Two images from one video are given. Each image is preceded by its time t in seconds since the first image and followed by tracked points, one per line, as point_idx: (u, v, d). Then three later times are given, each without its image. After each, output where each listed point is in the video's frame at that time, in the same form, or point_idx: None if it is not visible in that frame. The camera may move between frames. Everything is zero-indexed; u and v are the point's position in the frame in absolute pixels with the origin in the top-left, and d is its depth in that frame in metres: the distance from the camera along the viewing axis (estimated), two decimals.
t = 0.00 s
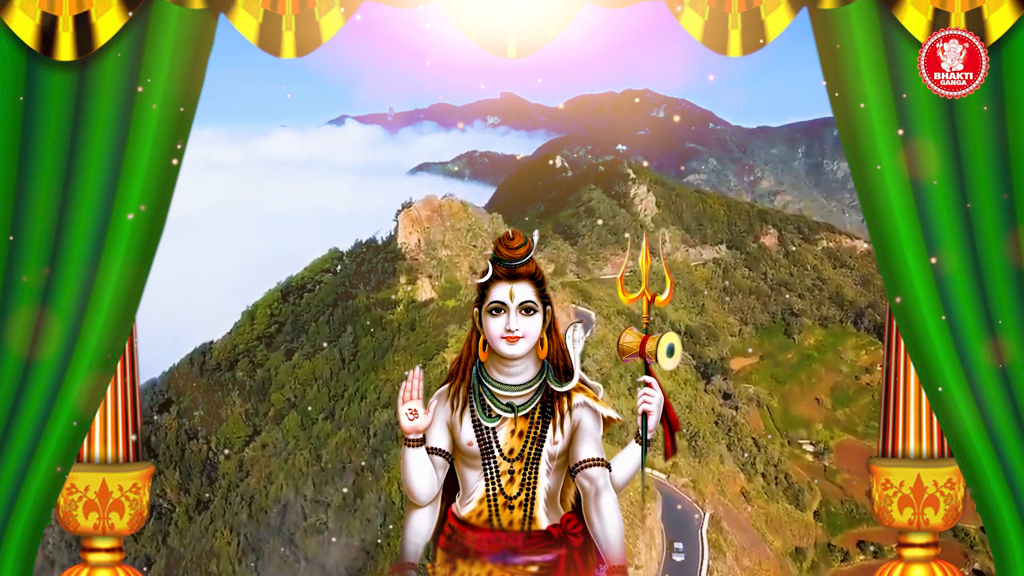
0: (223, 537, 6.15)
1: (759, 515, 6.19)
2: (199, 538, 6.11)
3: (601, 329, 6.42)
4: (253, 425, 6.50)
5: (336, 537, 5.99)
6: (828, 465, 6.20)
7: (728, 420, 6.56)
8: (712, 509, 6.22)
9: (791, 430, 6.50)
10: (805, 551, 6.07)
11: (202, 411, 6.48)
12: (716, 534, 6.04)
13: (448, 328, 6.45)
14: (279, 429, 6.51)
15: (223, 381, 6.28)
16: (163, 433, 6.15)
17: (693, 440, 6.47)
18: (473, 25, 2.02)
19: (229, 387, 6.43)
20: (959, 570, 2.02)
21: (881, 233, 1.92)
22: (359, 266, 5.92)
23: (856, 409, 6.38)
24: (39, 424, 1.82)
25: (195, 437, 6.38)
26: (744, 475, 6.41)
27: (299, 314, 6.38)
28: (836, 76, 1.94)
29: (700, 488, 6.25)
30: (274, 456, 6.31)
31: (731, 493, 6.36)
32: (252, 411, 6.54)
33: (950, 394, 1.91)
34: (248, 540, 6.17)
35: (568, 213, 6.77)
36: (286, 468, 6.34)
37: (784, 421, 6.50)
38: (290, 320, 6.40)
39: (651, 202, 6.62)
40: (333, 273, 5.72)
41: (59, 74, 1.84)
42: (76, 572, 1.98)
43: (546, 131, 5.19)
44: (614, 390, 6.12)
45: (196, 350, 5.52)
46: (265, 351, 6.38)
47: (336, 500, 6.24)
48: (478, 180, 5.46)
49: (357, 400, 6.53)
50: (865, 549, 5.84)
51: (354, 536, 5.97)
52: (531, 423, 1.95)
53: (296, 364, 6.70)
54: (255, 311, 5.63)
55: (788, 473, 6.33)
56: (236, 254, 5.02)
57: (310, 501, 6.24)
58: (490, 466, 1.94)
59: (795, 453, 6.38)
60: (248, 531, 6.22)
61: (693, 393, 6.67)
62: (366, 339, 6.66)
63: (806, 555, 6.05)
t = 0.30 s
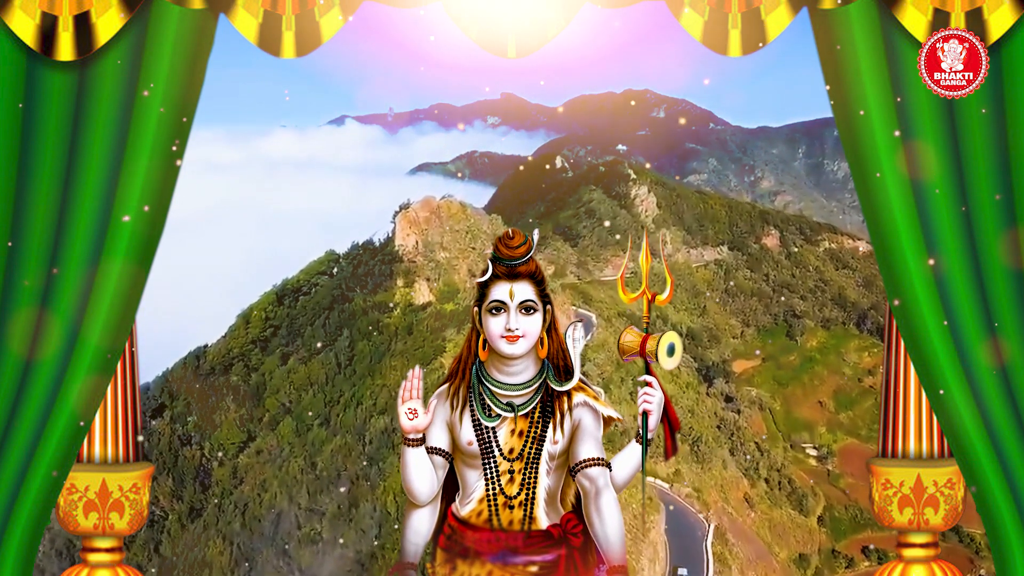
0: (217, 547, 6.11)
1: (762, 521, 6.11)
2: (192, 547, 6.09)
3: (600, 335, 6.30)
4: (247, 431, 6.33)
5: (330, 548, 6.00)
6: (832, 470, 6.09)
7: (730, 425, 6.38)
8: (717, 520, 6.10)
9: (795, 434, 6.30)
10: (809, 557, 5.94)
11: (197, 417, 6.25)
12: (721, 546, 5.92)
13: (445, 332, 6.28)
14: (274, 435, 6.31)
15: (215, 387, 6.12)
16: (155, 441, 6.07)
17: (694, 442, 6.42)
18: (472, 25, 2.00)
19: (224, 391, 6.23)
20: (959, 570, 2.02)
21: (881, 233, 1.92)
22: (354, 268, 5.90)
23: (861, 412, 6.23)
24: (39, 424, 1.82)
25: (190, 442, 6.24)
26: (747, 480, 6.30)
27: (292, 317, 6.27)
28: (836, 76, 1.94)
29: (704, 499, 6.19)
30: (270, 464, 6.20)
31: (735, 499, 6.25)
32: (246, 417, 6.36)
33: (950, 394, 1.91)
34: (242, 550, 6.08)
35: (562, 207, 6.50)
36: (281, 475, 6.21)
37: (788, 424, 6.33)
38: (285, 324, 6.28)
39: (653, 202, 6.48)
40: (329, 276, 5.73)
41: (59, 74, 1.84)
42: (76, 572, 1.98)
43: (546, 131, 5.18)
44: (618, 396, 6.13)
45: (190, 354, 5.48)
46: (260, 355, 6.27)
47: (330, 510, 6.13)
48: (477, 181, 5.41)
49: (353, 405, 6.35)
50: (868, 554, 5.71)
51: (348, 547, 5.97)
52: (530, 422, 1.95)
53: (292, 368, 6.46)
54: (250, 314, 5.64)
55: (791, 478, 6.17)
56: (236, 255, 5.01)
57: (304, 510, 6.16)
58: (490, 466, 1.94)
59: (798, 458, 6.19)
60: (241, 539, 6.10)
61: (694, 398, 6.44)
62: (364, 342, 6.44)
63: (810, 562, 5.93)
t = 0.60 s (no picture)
0: (208, 557, 7.09)
1: (765, 527, 6.49)
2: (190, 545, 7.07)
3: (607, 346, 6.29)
4: (241, 438, 7.43)
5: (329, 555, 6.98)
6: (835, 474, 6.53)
7: (734, 429, 6.97)
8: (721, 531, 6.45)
9: (796, 437, 6.94)
10: (813, 564, 6.35)
11: (189, 423, 7.47)
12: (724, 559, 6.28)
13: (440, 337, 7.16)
14: (268, 442, 7.46)
15: (212, 391, 7.26)
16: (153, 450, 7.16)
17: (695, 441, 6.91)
18: (476, 27, 2.00)
19: (219, 396, 7.38)
20: (959, 570, 2.02)
21: (882, 234, 1.92)
22: (352, 271, 6.88)
23: (860, 415, 6.73)
24: (39, 423, 1.82)
25: (183, 449, 7.39)
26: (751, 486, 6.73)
27: (289, 321, 7.31)
28: (835, 76, 1.94)
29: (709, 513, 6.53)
30: (263, 470, 7.30)
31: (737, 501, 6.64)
32: (241, 422, 7.48)
33: (950, 394, 1.91)
34: (235, 557, 7.10)
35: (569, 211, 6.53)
36: (275, 483, 7.32)
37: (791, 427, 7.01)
38: (281, 332, 7.37)
39: (654, 203, 6.42)
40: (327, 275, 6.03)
41: (59, 74, 1.84)
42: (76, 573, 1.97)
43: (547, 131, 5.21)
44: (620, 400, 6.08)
45: (182, 355, 6.57)
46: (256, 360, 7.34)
47: (325, 521, 7.10)
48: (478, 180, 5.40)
49: (348, 412, 7.27)
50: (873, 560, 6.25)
51: (344, 555, 6.97)
52: (530, 422, 1.95)
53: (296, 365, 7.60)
54: (245, 318, 6.77)
55: (795, 483, 6.61)
56: (235, 256, 5.01)
57: (298, 518, 7.15)
58: (490, 466, 1.94)
59: (801, 461, 6.60)
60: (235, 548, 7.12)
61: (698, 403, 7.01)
62: (360, 347, 7.49)
63: (815, 569, 6.33)
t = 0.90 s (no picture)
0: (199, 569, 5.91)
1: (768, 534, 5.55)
2: (181, 559, 5.96)
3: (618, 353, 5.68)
4: (235, 443, 6.10)
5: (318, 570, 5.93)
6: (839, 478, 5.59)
7: (737, 434, 5.90)
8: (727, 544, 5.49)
9: (800, 442, 5.77)
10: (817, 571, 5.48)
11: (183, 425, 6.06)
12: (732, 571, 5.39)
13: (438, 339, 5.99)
14: (262, 448, 6.06)
15: (204, 397, 5.94)
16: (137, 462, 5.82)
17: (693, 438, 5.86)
18: (476, 27, 2.01)
19: (210, 401, 6.03)
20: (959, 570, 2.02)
21: (882, 232, 1.92)
22: (347, 273, 5.62)
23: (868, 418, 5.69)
24: (39, 423, 1.82)
25: (176, 454, 6.06)
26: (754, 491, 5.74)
27: (283, 322, 5.93)
28: (836, 76, 1.94)
29: (712, 522, 5.64)
30: (257, 478, 5.95)
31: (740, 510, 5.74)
32: (235, 427, 6.13)
33: (950, 394, 1.91)
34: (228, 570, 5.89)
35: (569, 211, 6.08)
36: (268, 491, 6.04)
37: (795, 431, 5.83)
38: (273, 335, 5.97)
39: (654, 204, 6.02)
40: (322, 281, 5.55)
41: (59, 74, 1.84)
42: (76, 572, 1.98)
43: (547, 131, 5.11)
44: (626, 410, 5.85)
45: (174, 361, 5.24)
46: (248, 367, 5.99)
47: (318, 531, 5.99)
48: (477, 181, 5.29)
49: (343, 418, 6.02)
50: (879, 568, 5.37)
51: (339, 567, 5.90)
52: (531, 422, 1.95)
53: (291, 370, 6.13)
54: (240, 321, 5.46)
55: (798, 488, 5.65)
56: (235, 256, 5.02)
57: (292, 529, 6.01)
58: (490, 466, 1.94)
59: (805, 466, 5.62)
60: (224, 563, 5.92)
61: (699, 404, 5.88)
62: (358, 351, 6.05)
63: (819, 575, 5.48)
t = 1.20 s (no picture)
0: None
1: (771, 541, 5.78)
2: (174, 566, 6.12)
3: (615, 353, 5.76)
4: (229, 449, 6.28)
5: None
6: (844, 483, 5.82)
7: (741, 439, 6.11)
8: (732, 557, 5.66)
9: (802, 446, 6.00)
10: None
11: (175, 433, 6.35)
12: None
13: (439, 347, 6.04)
14: (256, 455, 6.20)
15: (199, 401, 6.11)
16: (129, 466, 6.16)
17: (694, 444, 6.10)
18: (475, 25, 2.01)
19: (206, 406, 6.19)
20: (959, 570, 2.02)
21: (881, 231, 1.93)
22: (343, 276, 5.69)
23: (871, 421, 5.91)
24: (38, 423, 1.82)
25: (170, 460, 6.34)
26: (756, 496, 6.00)
27: (276, 325, 6.03)
28: (835, 76, 1.94)
29: (716, 532, 5.87)
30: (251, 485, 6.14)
31: (744, 514, 5.99)
32: (228, 432, 6.28)
33: (950, 394, 1.91)
34: None
35: (569, 211, 6.15)
36: (263, 499, 6.18)
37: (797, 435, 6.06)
38: (267, 338, 6.10)
39: (655, 205, 6.14)
40: (318, 285, 5.72)
41: (59, 74, 1.84)
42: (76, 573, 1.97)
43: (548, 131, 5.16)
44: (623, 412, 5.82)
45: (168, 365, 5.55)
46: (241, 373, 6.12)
47: (313, 541, 6.08)
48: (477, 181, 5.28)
49: (339, 425, 6.16)
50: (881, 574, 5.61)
51: None
52: (531, 421, 1.95)
53: (286, 376, 6.27)
54: (232, 326, 5.61)
55: (802, 493, 5.89)
56: (234, 257, 5.02)
57: (287, 539, 6.14)
58: (490, 465, 1.94)
59: (807, 471, 5.90)
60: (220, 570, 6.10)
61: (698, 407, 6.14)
62: (353, 355, 6.17)
63: None
